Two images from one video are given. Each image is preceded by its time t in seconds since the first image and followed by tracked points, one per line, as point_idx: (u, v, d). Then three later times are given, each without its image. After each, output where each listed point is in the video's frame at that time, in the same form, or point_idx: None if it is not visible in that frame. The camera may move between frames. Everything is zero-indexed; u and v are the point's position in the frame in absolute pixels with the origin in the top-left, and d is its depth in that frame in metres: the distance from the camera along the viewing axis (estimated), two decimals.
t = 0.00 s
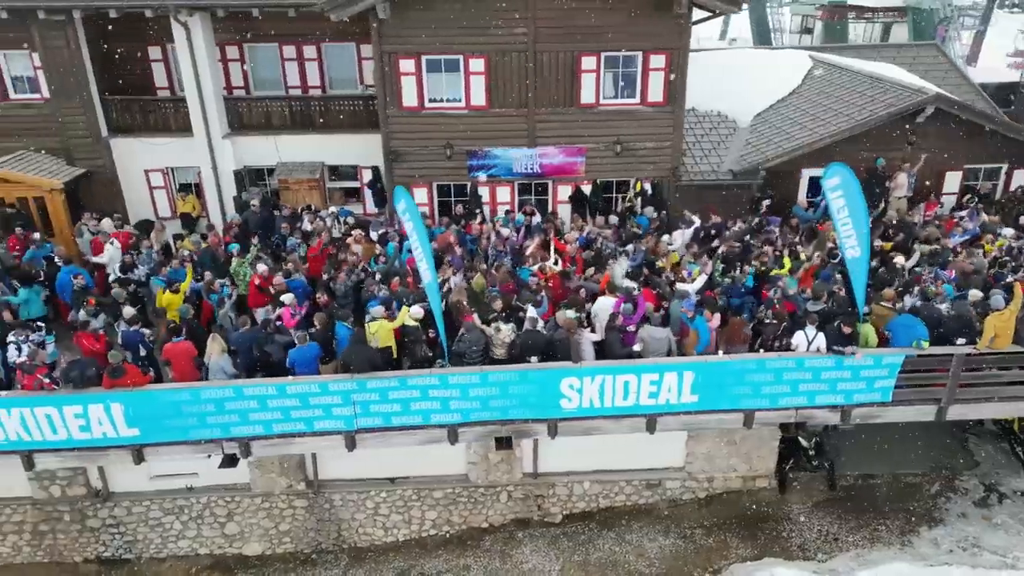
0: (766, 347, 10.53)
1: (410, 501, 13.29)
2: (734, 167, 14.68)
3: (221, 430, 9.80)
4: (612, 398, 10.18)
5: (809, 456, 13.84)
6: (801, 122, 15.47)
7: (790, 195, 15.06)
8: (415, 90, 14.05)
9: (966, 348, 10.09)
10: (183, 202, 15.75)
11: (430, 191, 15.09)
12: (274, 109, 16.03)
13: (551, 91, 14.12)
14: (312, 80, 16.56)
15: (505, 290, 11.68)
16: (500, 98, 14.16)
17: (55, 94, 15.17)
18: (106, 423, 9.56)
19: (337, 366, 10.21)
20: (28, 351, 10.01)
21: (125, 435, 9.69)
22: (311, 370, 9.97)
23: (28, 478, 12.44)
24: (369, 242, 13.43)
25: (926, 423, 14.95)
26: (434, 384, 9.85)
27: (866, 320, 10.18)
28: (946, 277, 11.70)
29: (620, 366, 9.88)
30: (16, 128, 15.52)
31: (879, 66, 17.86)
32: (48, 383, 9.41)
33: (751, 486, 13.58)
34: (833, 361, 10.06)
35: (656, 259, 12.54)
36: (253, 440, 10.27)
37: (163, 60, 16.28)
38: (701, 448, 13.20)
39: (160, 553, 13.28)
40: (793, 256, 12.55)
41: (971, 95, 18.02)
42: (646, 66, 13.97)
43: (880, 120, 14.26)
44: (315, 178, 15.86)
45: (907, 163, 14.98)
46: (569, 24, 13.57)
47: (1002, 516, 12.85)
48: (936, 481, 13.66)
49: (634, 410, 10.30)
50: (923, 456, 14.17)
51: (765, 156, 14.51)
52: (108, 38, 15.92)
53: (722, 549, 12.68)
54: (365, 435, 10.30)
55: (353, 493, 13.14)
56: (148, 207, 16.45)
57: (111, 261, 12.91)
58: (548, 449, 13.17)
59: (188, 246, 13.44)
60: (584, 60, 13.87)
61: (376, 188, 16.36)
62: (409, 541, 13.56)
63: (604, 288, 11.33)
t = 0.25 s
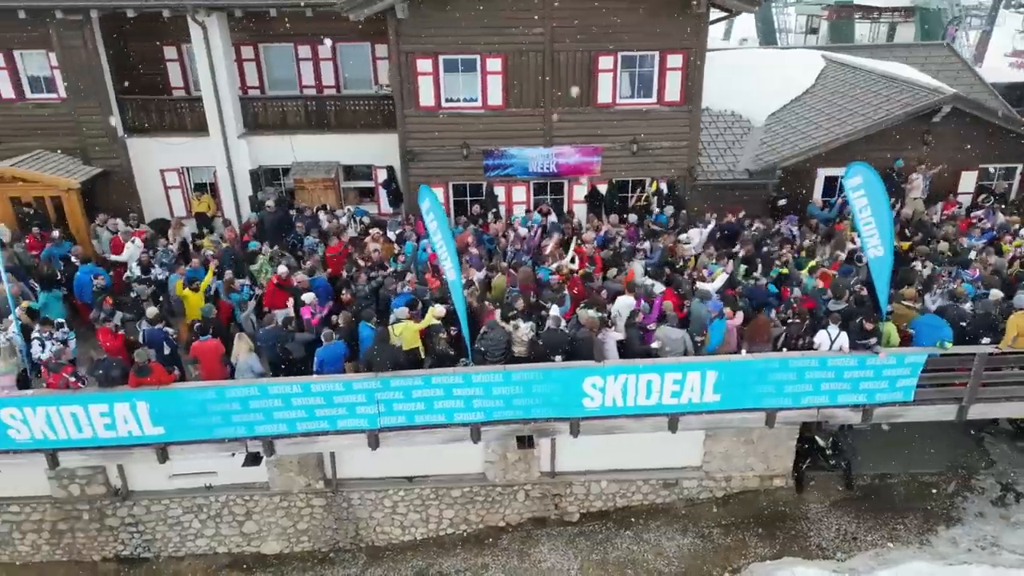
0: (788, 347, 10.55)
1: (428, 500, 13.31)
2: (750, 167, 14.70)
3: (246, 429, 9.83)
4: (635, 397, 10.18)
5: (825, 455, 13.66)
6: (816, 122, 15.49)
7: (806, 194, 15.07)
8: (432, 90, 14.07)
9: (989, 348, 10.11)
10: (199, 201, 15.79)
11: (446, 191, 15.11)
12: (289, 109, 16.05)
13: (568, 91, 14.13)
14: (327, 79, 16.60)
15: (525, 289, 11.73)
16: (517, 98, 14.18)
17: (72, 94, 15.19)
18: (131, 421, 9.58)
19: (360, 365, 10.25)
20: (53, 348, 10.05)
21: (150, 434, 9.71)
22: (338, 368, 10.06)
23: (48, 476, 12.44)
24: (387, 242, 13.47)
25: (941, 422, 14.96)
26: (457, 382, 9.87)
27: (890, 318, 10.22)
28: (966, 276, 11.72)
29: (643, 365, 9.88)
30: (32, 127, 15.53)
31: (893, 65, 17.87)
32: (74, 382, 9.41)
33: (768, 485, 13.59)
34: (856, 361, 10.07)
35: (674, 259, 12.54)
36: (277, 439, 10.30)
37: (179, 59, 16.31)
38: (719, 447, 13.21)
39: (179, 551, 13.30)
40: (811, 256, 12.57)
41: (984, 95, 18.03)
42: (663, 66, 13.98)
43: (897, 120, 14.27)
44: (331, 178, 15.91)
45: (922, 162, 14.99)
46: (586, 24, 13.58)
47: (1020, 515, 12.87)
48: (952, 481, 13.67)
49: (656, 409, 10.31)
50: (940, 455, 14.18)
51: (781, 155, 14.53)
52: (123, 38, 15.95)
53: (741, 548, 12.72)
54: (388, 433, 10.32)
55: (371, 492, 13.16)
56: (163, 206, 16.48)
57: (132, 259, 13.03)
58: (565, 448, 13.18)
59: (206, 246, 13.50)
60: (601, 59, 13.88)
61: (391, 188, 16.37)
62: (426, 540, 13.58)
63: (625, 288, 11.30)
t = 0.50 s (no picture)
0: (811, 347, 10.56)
1: (446, 499, 13.32)
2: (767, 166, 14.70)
3: (270, 428, 9.85)
4: (658, 397, 10.18)
5: (843, 454, 13.94)
6: (832, 122, 15.51)
7: (821, 194, 15.07)
8: (449, 89, 14.09)
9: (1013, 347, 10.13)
10: (214, 201, 15.82)
11: (463, 191, 15.13)
12: (305, 109, 16.08)
13: (585, 90, 14.15)
14: (342, 79, 16.64)
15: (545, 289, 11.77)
16: (534, 98, 14.20)
17: (89, 93, 15.23)
18: (157, 420, 9.61)
19: (382, 365, 10.25)
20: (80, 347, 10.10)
21: (175, 433, 9.73)
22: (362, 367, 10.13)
23: (68, 476, 12.44)
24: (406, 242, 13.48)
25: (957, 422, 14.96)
26: (481, 381, 9.88)
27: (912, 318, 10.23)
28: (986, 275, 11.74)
29: (667, 364, 9.88)
30: (49, 127, 15.57)
31: (907, 66, 17.88)
32: (100, 382, 9.39)
33: (786, 485, 13.59)
34: (879, 360, 10.07)
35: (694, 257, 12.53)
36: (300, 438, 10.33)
37: (194, 59, 16.35)
38: (736, 446, 13.22)
39: (197, 550, 13.31)
40: (830, 255, 12.56)
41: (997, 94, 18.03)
42: (680, 65, 14.00)
43: (914, 119, 14.28)
44: (346, 177, 15.95)
45: (938, 162, 15.00)
46: (604, 24, 13.59)
47: None
48: (970, 480, 13.68)
49: (679, 409, 10.31)
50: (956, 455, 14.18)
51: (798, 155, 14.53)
52: (139, 38, 15.98)
53: (760, 547, 12.74)
54: (412, 433, 10.33)
55: (390, 491, 13.18)
56: (178, 206, 16.51)
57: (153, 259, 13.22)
58: (583, 448, 13.18)
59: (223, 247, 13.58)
60: (619, 59, 13.90)
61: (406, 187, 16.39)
62: (444, 539, 13.59)
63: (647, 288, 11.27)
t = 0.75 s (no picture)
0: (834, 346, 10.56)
1: (464, 498, 13.33)
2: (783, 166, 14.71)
3: (295, 427, 9.87)
4: (681, 396, 10.19)
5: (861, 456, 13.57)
6: (848, 122, 15.52)
7: (837, 194, 15.07)
8: (466, 89, 14.11)
9: None
10: (229, 201, 15.84)
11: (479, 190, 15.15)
12: (321, 109, 16.10)
13: (602, 90, 14.15)
14: (356, 79, 16.66)
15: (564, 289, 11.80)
16: (551, 98, 14.21)
17: (106, 93, 15.25)
18: (182, 419, 9.62)
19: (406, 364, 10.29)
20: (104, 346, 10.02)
21: (200, 432, 9.75)
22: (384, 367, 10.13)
23: (87, 475, 12.45)
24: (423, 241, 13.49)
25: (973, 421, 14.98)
26: (505, 381, 9.89)
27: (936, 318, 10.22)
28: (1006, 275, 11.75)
29: (691, 363, 9.88)
30: (65, 127, 15.58)
31: (920, 66, 17.90)
32: (126, 380, 9.40)
33: (803, 484, 13.59)
34: (903, 360, 10.08)
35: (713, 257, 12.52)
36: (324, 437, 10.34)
37: (210, 59, 16.37)
38: (754, 446, 13.22)
39: (216, 550, 13.33)
40: (849, 254, 12.57)
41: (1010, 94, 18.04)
42: (697, 65, 14.00)
43: (931, 119, 14.29)
44: (362, 177, 16.00)
45: (954, 162, 15.02)
46: (622, 24, 13.60)
47: None
48: (987, 480, 13.70)
49: (702, 408, 10.31)
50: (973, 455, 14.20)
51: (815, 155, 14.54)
52: (154, 38, 16.00)
53: (779, 547, 12.79)
54: (435, 432, 10.36)
55: (408, 490, 13.20)
56: (193, 206, 16.53)
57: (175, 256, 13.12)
58: (601, 447, 13.19)
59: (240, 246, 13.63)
60: (636, 59, 13.90)
61: (421, 187, 16.39)
62: (462, 539, 13.61)
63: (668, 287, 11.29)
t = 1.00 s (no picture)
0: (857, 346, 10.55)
1: (482, 498, 13.34)
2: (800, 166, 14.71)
3: (319, 426, 9.89)
4: (704, 396, 10.18)
5: (879, 454, 13.51)
6: (864, 122, 15.52)
7: (853, 194, 15.07)
8: (484, 89, 14.12)
9: None
10: (244, 201, 15.87)
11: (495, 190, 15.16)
12: (336, 109, 16.11)
13: (620, 90, 14.16)
14: (371, 79, 16.67)
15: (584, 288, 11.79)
16: (568, 97, 14.22)
17: (123, 93, 15.28)
18: (208, 418, 9.64)
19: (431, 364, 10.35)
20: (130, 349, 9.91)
21: (225, 431, 9.77)
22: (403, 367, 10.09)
23: (107, 474, 12.46)
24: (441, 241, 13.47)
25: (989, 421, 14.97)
26: (528, 380, 9.90)
27: (959, 318, 10.27)
28: None
29: (715, 363, 9.88)
30: (81, 127, 15.61)
31: (935, 66, 17.91)
32: (152, 379, 9.45)
33: (821, 484, 13.59)
34: (926, 359, 10.07)
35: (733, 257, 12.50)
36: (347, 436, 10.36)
37: (225, 59, 16.38)
38: (772, 446, 13.22)
39: (234, 549, 13.35)
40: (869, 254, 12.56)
41: None
42: (715, 65, 14.00)
43: (949, 119, 14.29)
44: (378, 177, 16.04)
45: (970, 161, 15.00)
46: (639, 24, 13.60)
47: None
48: (1005, 479, 13.69)
49: (725, 408, 10.31)
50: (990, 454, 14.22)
51: (832, 155, 14.54)
52: (170, 38, 16.01)
53: (798, 547, 12.80)
54: (458, 431, 10.37)
55: (426, 490, 13.20)
56: (209, 206, 16.55)
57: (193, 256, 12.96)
58: (619, 447, 13.19)
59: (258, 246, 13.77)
60: (654, 58, 13.90)
61: (436, 187, 16.40)
62: (480, 538, 13.62)
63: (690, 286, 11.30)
